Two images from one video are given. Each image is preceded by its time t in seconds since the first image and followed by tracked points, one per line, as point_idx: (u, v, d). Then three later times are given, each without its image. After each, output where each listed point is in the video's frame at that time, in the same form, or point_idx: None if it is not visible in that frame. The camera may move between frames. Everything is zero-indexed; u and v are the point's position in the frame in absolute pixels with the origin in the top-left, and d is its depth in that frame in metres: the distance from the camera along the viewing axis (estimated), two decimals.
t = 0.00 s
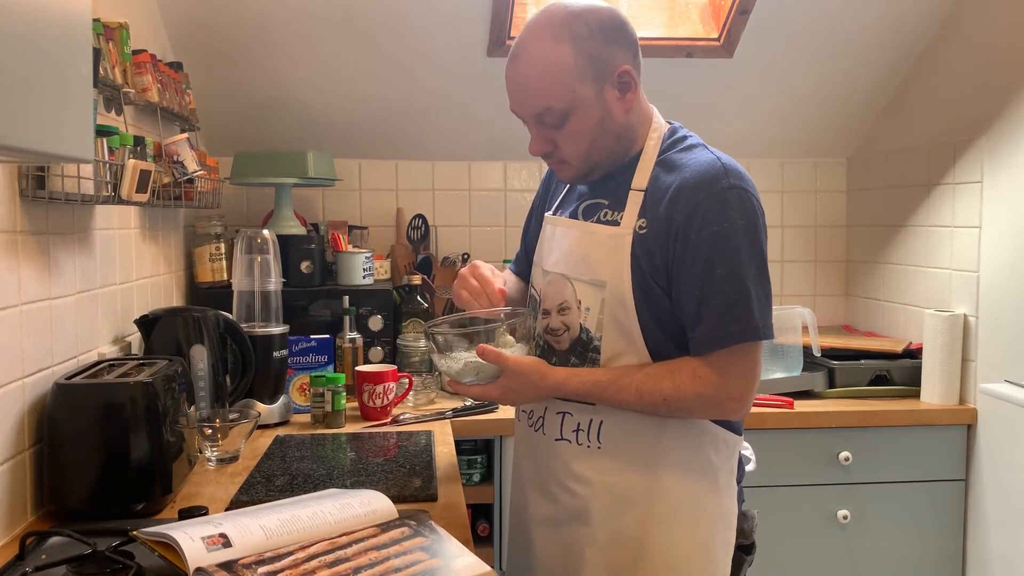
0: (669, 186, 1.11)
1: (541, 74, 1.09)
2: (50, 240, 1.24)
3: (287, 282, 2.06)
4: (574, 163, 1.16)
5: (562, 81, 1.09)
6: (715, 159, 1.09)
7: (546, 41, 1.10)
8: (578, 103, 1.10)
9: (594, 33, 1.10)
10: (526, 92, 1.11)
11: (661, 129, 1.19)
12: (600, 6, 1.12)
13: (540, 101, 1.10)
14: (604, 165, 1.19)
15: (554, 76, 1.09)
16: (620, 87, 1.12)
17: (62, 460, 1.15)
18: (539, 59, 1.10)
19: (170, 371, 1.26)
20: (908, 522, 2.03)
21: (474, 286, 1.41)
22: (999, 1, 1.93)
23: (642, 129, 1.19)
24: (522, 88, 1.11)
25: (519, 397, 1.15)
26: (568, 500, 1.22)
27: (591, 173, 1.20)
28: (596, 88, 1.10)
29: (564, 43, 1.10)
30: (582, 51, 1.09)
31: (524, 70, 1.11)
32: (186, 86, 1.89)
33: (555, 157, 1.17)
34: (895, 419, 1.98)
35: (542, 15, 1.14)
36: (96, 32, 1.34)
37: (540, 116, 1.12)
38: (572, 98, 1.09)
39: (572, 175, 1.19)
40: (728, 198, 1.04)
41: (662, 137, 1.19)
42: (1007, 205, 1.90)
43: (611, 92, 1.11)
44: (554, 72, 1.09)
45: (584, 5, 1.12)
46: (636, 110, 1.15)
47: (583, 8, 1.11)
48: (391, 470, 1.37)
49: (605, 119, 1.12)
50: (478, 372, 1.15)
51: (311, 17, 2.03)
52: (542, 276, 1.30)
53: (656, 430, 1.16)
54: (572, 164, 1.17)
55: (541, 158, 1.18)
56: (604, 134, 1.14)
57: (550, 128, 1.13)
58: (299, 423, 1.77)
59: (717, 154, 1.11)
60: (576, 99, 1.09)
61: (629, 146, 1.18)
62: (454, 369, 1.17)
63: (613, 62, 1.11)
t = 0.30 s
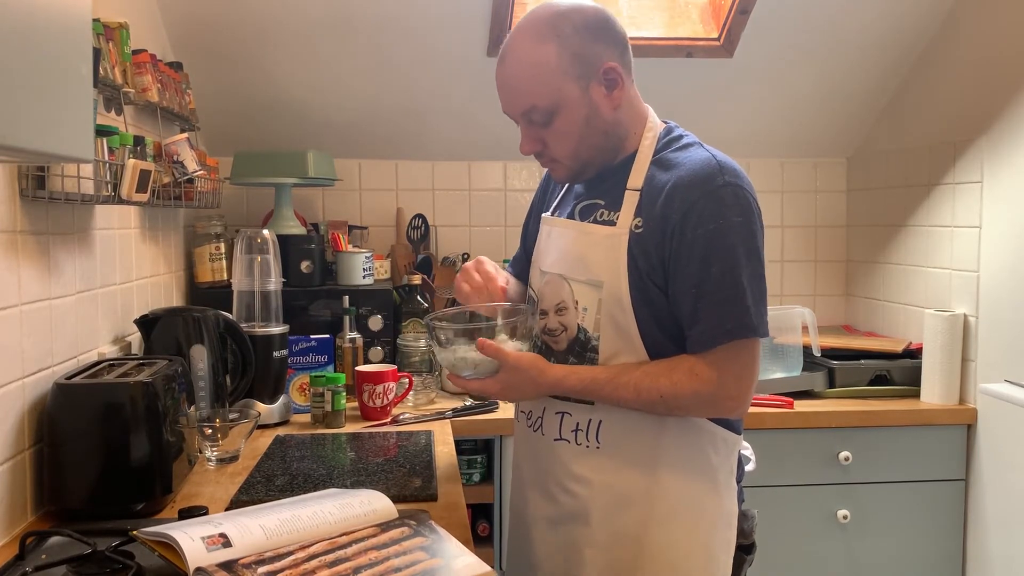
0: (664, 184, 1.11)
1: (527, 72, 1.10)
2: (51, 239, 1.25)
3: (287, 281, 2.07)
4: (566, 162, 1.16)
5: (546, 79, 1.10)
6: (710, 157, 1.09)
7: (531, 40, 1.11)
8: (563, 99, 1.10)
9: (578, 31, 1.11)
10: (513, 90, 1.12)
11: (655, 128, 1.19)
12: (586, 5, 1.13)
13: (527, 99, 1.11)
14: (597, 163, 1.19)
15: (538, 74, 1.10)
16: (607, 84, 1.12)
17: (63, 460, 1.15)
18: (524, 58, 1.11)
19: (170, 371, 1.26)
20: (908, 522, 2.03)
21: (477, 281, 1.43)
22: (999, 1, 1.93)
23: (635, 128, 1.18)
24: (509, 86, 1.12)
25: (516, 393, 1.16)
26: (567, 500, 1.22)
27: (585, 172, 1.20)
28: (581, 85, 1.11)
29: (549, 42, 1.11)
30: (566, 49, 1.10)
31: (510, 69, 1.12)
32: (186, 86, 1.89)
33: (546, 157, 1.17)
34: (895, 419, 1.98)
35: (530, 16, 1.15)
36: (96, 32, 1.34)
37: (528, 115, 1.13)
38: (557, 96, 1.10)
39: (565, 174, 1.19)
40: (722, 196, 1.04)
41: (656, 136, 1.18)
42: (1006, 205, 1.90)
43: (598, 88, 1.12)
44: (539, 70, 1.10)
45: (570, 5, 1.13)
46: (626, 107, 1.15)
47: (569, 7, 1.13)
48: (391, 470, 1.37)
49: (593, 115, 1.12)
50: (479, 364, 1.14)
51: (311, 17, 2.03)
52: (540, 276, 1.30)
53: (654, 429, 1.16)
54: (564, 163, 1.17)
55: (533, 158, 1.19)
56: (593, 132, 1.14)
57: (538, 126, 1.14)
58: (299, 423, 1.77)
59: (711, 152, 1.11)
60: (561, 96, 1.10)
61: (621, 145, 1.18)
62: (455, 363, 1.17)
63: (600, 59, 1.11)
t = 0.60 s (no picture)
0: (657, 185, 1.11)
1: (513, 75, 1.11)
2: (51, 239, 1.25)
3: (287, 282, 2.07)
4: (555, 164, 1.17)
5: (532, 82, 1.10)
6: (703, 157, 1.09)
7: (517, 44, 1.12)
8: (551, 101, 1.11)
9: (563, 33, 1.12)
10: (500, 95, 1.12)
11: (646, 129, 1.19)
12: (570, 7, 1.14)
13: (514, 103, 1.12)
14: (588, 165, 1.19)
15: (525, 77, 1.10)
16: (593, 85, 1.12)
17: (63, 459, 1.15)
18: (511, 62, 1.11)
19: (170, 371, 1.26)
20: (908, 522, 2.03)
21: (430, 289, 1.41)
22: (999, 1, 1.93)
23: (624, 128, 1.18)
24: (497, 91, 1.13)
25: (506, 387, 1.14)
26: (566, 501, 1.22)
27: (576, 175, 1.20)
28: (568, 86, 1.11)
29: (535, 44, 1.11)
30: (552, 52, 1.11)
31: (496, 72, 1.13)
32: (186, 86, 1.89)
33: (537, 159, 1.17)
34: (895, 419, 1.98)
35: (516, 20, 1.16)
36: (96, 32, 1.34)
37: (516, 119, 1.13)
38: (543, 98, 1.10)
39: (556, 177, 1.19)
40: (715, 196, 1.04)
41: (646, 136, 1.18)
42: (1006, 205, 1.90)
43: (584, 89, 1.12)
44: (525, 74, 1.10)
45: (555, 7, 1.13)
46: (614, 108, 1.15)
47: (553, 10, 1.13)
48: (391, 470, 1.37)
49: (580, 117, 1.13)
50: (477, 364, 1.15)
51: (311, 17, 2.03)
52: (536, 279, 1.30)
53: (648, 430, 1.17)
54: (554, 165, 1.17)
55: (524, 162, 1.19)
56: (582, 132, 1.14)
57: (527, 129, 1.14)
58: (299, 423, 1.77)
59: (705, 151, 1.11)
60: (547, 99, 1.11)
61: (612, 146, 1.18)
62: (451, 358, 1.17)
63: (585, 61, 1.12)
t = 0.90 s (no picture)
0: (591, 195, 1.24)
1: (488, 68, 1.22)
2: (51, 239, 1.25)
3: (288, 282, 2.07)
4: (509, 156, 1.27)
5: (503, 78, 1.22)
6: (631, 173, 1.21)
7: (498, 43, 1.23)
8: (514, 99, 1.22)
9: (540, 42, 1.23)
10: (474, 82, 1.24)
11: (597, 145, 1.31)
12: (555, 23, 1.25)
13: (483, 92, 1.23)
14: (539, 167, 1.30)
15: (497, 73, 1.22)
16: (556, 95, 1.24)
17: (63, 460, 1.15)
18: (488, 58, 1.23)
19: (170, 371, 1.26)
20: (908, 522, 2.03)
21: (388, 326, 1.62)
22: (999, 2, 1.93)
23: (578, 142, 1.31)
24: (472, 80, 1.24)
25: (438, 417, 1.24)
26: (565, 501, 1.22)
27: (527, 172, 1.31)
28: (533, 90, 1.22)
29: (513, 46, 1.22)
30: (526, 55, 1.22)
31: (476, 63, 1.24)
32: (186, 86, 1.89)
33: (494, 148, 1.28)
34: (895, 419, 1.98)
35: (504, 23, 1.27)
36: (96, 32, 1.34)
37: (482, 106, 1.25)
38: (508, 95, 1.22)
39: (507, 169, 1.30)
40: (636, 209, 1.16)
41: (595, 151, 1.31)
42: (1006, 206, 1.90)
43: (547, 96, 1.23)
44: (498, 70, 1.22)
45: (540, 19, 1.25)
46: (571, 120, 1.27)
47: (539, 21, 1.25)
48: (392, 470, 1.37)
49: (538, 119, 1.24)
50: (403, 394, 1.29)
51: (311, 17, 2.03)
52: (507, 279, 1.45)
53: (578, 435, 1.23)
54: (508, 158, 1.28)
55: (483, 148, 1.30)
56: (536, 134, 1.25)
57: (491, 119, 1.25)
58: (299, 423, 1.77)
59: (634, 168, 1.23)
60: (512, 96, 1.22)
61: (560, 152, 1.30)
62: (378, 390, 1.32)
63: (554, 70, 1.23)
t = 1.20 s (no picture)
0: (567, 194, 1.26)
1: (459, 76, 1.25)
2: (51, 239, 1.25)
3: (287, 281, 2.07)
4: (486, 161, 1.29)
5: (473, 85, 1.24)
6: (603, 168, 1.22)
7: (468, 51, 1.26)
8: (486, 106, 1.24)
9: (510, 47, 1.25)
10: (446, 91, 1.27)
11: (573, 148, 1.32)
12: (524, 29, 1.27)
13: (455, 99, 1.26)
14: (517, 171, 1.32)
15: (468, 79, 1.24)
16: (528, 99, 1.25)
17: (63, 459, 1.15)
18: (459, 65, 1.25)
19: (170, 371, 1.26)
20: (908, 522, 2.03)
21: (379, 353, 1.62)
22: (999, 2, 1.93)
23: (553, 144, 1.32)
24: (445, 88, 1.27)
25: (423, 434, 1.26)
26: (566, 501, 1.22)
27: (505, 178, 1.34)
28: (504, 96, 1.24)
29: (483, 53, 1.25)
30: (495, 61, 1.24)
31: (449, 72, 1.27)
32: (186, 86, 1.89)
33: (471, 155, 1.31)
34: (895, 419, 1.98)
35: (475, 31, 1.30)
36: (96, 32, 1.34)
37: (456, 114, 1.27)
38: (480, 100, 1.24)
39: (486, 174, 1.32)
40: (608, 202, 1.17)
41: (570, 153, 1.32)
42: (1006, 206, 1.90)
43: (519, 101, 1.25)
44: (469, 76, 1.24)
45: (509, 26, 1.27)
46: (545, 123, 1.28)
47: (507, 27, 1.27)
48: (392, 470, 1.37)
49: (511, 123, 1.25)
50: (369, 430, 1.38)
51: (311, 17, 2.03)
52: (497, 287, 1.45)
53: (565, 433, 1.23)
54: (485, 164, 1.31)
55: (461, 155, 1.32)
56: (510, 139, 1.27)
57: (465, 127, 1.28)
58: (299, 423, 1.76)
59: (608, 163, 1.23)
60: (484, 101, 1.24)
61: (535, 156, 1.31)
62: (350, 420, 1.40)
63: (524, 74, 1.25)
